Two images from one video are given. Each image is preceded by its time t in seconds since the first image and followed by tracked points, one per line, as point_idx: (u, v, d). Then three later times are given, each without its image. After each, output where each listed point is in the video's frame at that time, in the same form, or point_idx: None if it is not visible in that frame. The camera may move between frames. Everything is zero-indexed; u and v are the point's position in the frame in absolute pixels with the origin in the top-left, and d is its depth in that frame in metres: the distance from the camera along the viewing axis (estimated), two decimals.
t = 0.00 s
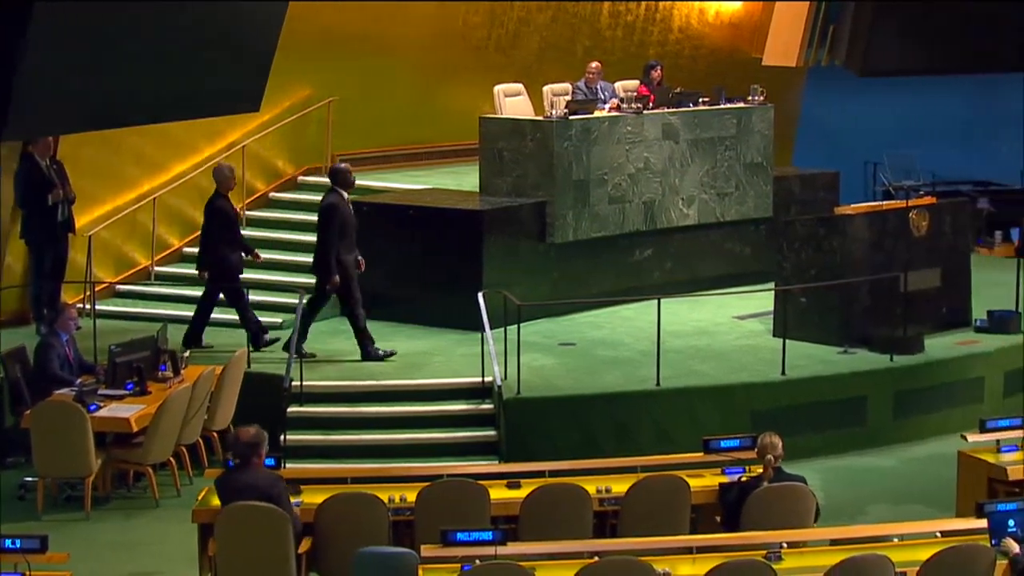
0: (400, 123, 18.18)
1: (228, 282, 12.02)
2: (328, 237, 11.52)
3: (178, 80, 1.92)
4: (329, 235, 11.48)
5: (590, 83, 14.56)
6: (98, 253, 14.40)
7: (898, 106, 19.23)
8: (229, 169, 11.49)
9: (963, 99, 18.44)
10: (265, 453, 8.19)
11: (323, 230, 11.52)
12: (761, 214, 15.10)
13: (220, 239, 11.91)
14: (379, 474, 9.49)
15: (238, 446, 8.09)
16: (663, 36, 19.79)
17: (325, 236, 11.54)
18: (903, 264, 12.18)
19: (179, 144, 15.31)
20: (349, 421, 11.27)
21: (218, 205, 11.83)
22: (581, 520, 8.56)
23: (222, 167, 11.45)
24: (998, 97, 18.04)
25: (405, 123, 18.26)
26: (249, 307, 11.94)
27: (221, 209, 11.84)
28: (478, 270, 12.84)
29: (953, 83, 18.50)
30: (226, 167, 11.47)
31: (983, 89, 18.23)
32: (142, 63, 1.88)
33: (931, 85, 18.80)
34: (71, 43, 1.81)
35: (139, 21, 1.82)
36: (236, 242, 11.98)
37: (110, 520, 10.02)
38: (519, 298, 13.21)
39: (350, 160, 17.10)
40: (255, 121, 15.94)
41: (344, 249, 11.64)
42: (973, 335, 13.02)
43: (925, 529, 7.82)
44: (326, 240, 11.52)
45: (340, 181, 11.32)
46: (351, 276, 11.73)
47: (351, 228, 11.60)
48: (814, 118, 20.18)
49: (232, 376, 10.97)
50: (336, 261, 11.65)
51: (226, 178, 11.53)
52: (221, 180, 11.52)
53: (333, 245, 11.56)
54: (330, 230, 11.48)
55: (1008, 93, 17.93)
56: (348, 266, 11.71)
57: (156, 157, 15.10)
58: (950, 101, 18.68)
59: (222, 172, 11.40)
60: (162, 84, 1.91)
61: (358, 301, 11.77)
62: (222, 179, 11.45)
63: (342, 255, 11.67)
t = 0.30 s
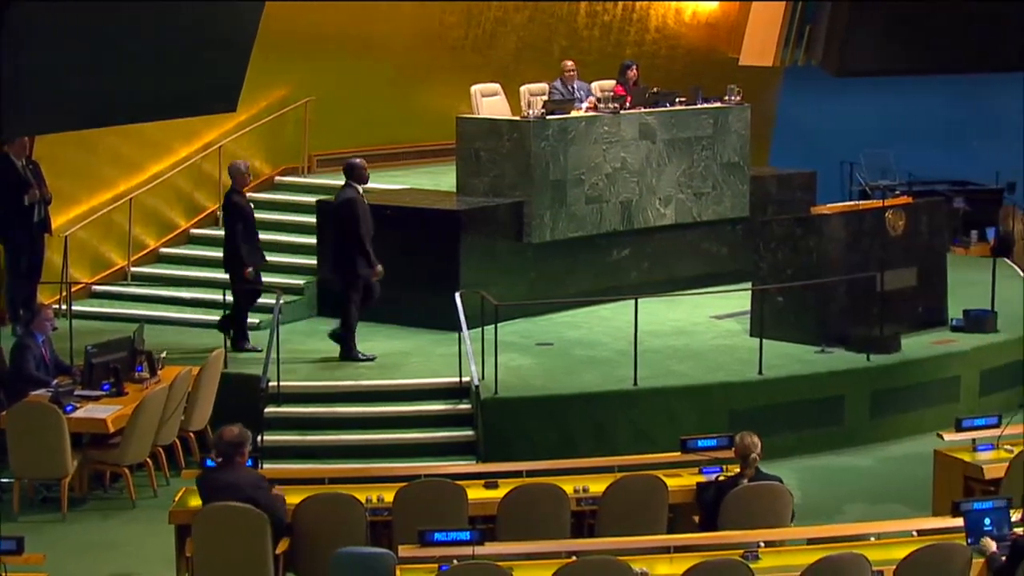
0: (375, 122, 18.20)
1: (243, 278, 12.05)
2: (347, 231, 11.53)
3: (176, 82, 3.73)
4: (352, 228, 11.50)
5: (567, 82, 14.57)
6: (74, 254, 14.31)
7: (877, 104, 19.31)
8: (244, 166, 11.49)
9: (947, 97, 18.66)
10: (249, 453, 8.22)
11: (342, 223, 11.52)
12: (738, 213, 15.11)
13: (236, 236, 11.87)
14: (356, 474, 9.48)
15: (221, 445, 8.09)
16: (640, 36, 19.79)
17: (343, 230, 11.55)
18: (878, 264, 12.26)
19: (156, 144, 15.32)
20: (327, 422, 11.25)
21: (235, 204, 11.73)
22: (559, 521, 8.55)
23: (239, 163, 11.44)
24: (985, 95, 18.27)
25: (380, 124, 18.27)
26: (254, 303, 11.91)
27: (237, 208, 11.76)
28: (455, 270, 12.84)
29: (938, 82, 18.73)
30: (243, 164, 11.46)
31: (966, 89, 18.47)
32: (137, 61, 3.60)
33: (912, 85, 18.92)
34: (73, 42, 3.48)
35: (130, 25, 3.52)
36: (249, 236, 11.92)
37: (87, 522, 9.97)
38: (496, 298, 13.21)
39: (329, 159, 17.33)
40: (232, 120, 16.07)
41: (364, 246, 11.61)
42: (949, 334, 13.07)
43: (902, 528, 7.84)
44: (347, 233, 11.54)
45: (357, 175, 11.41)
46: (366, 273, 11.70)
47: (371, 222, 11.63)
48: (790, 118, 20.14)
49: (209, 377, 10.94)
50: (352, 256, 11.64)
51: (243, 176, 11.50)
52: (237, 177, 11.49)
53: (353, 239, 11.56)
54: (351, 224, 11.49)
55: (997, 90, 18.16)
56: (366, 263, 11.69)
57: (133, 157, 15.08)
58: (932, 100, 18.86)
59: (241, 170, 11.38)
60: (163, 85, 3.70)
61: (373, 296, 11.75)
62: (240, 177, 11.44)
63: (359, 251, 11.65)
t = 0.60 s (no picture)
0: (352, 123, 18.08)
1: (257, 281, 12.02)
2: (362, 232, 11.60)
3: (175, 80, 4.20)
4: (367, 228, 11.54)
5: (544, 82, 14.48)
6: (49, 254, 14.26)
7: (851, 104, 19.36)
8: (258, 168, 11.49)
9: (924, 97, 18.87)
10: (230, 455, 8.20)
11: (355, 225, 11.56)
12: (713, 213, 15.15)
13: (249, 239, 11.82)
14: (333, 474, 9.46)
15: (203, 448, 8.05)
16: (614, 36, 19.71)
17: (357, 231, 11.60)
18: (853, 263, 12.27)
19: (130, 143, 15.28)
20: (303, 422, 11.22)
21: (249, 207, 11.70)
22: (535, 521, 8.55)
23: (253, 165, 11.45)
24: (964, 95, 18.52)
25: (357, 124, 18.16)
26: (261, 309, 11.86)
27: (252, 211, 11.74)
28: (431, 270, 12.83)
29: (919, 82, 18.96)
30: (257, 166, 11.48)
31: (945, 90, 18.71)
32: (137, 61, 4.07)
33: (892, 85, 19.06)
34: (74, 42, 3.94)
35: (129, 25, 3.98)
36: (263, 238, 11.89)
37: (62, 523, 9.92)
38: (472, 298, 13.21)
39: (304, 159, 17.09)
40: (207, 121, 16.04)
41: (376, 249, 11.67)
42: (924, 333, 13.10)
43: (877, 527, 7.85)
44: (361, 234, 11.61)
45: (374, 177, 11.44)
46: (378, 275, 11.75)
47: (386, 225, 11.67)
48: (766, 118, 20.03)
49: (185, 377, 10.89)
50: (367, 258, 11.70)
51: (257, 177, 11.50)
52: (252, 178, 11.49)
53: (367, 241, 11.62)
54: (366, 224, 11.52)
55: (975, 92, 18.42)
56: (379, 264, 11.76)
57: (108, 157, 15.04)
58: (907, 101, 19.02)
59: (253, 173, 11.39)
60: (162, 86, 4.18)
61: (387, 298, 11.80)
62: (254, 178, 11.46)
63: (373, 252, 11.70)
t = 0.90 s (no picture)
0: (329, 123, 18.03)
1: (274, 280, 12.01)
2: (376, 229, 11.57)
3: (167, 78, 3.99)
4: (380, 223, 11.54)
5: (522, 83, 14.46)
6: (23, 255, 14.20)
7: (824, 106, 19.35)
8: (272, 164, 11.59)
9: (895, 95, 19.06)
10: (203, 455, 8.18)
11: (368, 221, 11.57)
12: (689, 213, 15.17)
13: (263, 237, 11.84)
14: (310, 475, 9.44)
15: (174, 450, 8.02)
16: (591, 36, 19.67)
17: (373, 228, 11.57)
18: (829, 263, 12.34)
19: (106, 143, 15.23)
20: (279, 422, 11.19)
21: (264, 205, 11.76)
22: (512, 521, 8.55)
23: (267, 162, 11.57)
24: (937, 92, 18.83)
25: (333, 124, 18.07)
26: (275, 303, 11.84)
27: (267, 209, 11.79)
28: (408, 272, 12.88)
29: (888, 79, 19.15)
30: (272, 162, 11.60)
31: (917, 87, 18.97)
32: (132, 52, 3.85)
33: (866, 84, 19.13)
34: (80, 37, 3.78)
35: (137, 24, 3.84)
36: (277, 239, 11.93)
37: (38, 524, 9.88)
38: (447, 298, 13.18)
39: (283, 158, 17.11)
40: (183, 120, 16.06)
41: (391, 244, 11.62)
42: (899, 332, 13.09)
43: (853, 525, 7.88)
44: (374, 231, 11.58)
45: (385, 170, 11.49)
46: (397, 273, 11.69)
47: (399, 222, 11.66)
48: (741, 118, 19.83)
49: (161, 378, 10.85)
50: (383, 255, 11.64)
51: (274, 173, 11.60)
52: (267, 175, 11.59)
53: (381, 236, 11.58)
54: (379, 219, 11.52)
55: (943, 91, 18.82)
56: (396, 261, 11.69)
57: (84, 158, 14.99)
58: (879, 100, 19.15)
59: (269, 169, 11.43)
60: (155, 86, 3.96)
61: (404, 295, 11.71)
62: (269, 175, 11.53)
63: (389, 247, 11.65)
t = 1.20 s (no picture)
0: (306, 122, 18.02)
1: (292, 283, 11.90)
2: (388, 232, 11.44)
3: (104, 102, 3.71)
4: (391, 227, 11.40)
5: (500, 82, 14.38)
6: None
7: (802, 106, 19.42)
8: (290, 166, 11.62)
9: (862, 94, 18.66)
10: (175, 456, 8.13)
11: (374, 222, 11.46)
12: (666, 213, 15.19)
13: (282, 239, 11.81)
14: (287, 476, 9.43)
15: (146, 452, 7.97)
16: (568, 36, 19.84)
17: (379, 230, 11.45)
18: (805, 263, 12.37)
19: (82, 144, 15.16)
20: (256, 423, 11.19)
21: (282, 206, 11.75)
22: (489, 520, 8.54)
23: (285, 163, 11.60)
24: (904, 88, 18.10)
25: (310, 123, 18.07)
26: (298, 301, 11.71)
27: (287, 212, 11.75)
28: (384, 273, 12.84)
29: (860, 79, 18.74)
30: (288, 164, 11.59)
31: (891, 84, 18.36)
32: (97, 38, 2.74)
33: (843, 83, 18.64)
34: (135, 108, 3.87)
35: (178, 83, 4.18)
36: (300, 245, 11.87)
37: (15, 525, 9.84)
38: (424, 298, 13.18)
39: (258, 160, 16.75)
40: (159, 121, 15.88)
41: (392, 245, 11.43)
42: (876, 331, 13.12)
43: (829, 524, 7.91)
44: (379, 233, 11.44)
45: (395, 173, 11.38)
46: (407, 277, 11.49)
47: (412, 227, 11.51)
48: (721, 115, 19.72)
49: (137, 379, 10.81)
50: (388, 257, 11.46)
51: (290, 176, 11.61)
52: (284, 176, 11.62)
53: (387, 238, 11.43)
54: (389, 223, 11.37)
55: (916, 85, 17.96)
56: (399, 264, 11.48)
57: (59, 158, 14.92)
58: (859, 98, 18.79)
59: (286, 172, 11.35)
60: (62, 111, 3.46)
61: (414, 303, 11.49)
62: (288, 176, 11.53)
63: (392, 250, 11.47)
